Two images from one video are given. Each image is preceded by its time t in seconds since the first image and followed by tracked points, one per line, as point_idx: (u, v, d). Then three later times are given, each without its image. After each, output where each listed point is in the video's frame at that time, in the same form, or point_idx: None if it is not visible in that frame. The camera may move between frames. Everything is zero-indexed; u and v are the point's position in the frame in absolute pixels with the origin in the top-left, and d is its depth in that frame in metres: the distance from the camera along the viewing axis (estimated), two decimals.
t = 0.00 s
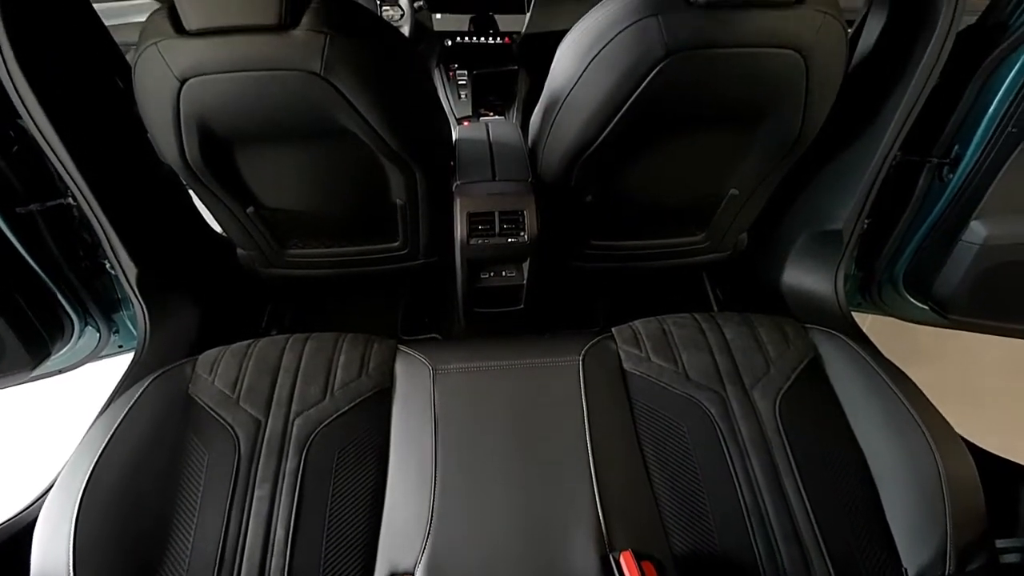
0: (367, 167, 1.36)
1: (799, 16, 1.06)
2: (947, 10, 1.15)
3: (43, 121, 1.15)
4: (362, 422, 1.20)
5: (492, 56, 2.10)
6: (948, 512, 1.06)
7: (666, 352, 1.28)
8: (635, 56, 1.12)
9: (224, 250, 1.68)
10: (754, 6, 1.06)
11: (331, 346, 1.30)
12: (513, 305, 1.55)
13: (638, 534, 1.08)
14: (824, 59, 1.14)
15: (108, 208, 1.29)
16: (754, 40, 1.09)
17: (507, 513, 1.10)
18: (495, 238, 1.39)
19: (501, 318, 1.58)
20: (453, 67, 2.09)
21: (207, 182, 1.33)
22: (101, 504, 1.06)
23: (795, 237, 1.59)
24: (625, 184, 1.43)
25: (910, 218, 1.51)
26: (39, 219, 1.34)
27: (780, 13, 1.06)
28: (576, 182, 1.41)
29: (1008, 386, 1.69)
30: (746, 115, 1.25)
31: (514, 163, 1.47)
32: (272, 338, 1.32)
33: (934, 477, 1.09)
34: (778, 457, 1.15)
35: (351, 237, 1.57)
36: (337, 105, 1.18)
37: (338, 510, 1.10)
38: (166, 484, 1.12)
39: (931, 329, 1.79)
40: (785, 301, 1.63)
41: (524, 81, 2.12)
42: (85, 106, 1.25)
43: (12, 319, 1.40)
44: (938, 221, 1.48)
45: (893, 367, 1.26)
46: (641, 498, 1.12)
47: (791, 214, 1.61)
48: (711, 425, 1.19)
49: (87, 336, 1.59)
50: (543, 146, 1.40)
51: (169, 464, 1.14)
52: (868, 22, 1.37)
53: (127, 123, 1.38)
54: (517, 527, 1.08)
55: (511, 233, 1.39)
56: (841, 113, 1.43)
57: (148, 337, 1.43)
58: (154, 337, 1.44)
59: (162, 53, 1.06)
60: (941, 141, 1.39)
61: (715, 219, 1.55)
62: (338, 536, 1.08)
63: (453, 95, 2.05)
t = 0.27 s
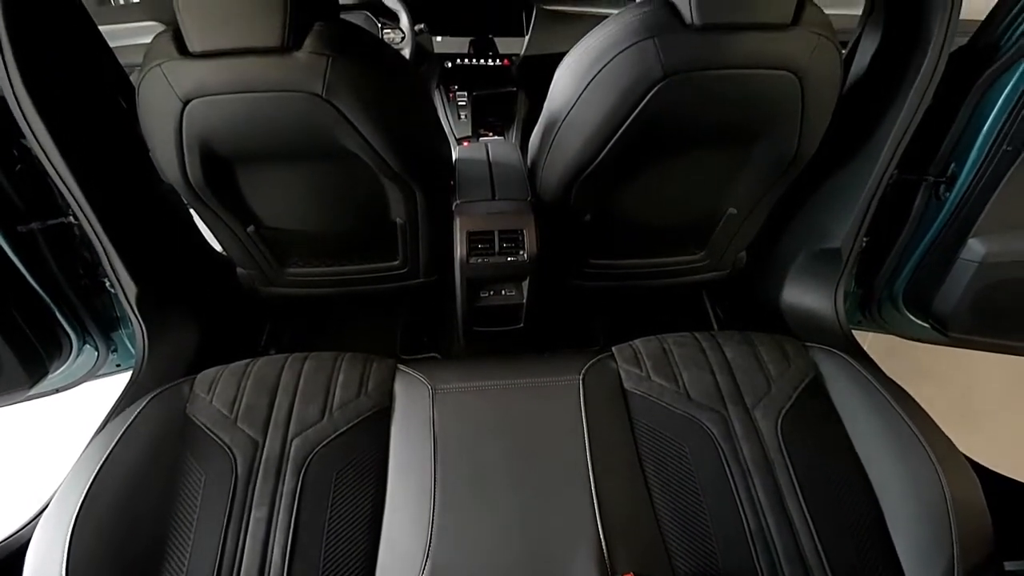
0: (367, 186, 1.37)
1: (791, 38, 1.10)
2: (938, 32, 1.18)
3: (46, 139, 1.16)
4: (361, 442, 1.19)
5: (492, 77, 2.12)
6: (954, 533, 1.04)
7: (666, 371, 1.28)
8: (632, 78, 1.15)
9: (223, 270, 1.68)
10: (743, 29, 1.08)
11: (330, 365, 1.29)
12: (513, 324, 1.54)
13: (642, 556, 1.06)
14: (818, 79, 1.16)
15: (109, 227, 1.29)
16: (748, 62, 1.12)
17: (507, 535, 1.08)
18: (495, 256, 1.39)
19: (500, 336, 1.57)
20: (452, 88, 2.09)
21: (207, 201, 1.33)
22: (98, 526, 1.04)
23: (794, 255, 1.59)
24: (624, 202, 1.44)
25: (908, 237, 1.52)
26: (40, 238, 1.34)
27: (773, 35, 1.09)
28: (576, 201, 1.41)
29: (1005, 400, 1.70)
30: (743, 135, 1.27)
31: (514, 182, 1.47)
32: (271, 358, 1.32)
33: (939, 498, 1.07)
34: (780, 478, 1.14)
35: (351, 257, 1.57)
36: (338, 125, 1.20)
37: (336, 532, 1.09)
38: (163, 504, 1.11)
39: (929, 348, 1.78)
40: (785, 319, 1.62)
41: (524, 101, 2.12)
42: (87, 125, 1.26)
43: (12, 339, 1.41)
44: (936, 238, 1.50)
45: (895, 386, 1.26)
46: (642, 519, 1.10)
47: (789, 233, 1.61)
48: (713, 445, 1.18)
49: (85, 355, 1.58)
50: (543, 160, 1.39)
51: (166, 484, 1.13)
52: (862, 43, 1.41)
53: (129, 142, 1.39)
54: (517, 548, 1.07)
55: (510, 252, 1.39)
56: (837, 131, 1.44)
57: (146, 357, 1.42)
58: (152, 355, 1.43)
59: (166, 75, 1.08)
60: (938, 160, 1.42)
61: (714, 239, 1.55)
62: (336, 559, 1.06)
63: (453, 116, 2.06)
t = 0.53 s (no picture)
0: (368, 210, 1.37)
1: (786, 64, 1.14)
2: (930, 59, 1.22)
3: (51, 163, 1.17)
4: (358, 469, 1.17)
5: (491, 105, 2.17)
6: (963, 560, 1.01)
7: (668, 397, 1.27)
8: (632, 102, 1.17)
9: (223, 295, 1.67)
10: (739, 57, 1.12)
11: (328, 391, 1.29)
12: (513, 348, 1.52)
13: None
14: (813, 106, 1.20)
15: (109, 250, 1.29)
16: (745, 88, 1.15)
17: (507, 563, 1.06)
18: (495, 280, 1.38)
19: (500, 362, 1.55)
20: (453, 114, 2.16)
21: (208, 224, 1.33)
22: (91, 553, 1.02)
23: (793, 279, 1.59)
24: (623, 227, 1.44)
25: (906, 261, 1.54)
26: (41, 260, 1.36)
27: (769, 62, 1.13)
28: (575, 226, 1.42)
29: (1008, 427, 1.71)
30: (739, 162, 1.29)
31: (513, 207, 1.47)
32: (269, 383, 1.31)
33: (947, 525, 1.04)
34: (784, 505, 1.13)
35: (349, 280, 1.56)
36: (341, 151, 1.21)
37: (331, 560, 1.06)
38: (157, 530, 1.09)
39: (926, 374, 1.81)
40: (787, 344, 1.61)
41: (521, 128, 2.18)
42: (89, 149, 1.27)
43: (10, 365, 1.39)
44: (933, 263, 1.50)
45: (898, 411, 1.25)
46: (644, 547, 1.08)
47: (788, 257, 1.60)
48: (716, 472, 1.17)
49: (81, 379, 1.57)
50: (542, 184, 1.40)
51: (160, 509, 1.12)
52: (856, 69, 1.44)
53: (132, 166, 1.40)
54: None
55: (510, 276, 1.38)
56: (833, 156, 1.46)
57: (144, 380, 1.41)
58: (150, 379, 1.42)
59: (172, 100, 1.10)
60: (933, 184, 1.44)
61: (713, 263, 1.54)
62: None
63: (453, 141, 2.13)
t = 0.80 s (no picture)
0: (369, 234, 1.37)
1: (781, 90, 1.15)
2: (921, 85, 1.24)
3: (54, 185, 1.17)
4: (356, 495, 1.16)
5: (491, 129, 2.16)
6: None
7: (669, 422, 1.26)
8: (631, 127, 1.18)
9: (224, 318, 1.66)
10: (733, 84, 1.14)
11: (325, 417, 1.27)
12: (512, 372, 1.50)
13: None
14: (809, 133, 1.21)
15: (109, 273, 1.28)
16: (740, 114, 1.16)
17: None
18: (494, 303, 1.38)
19: (499, 387, 1.52)
20: (454, 139, 2.12)
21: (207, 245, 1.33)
22: None
23: (793, 302, 1.58)
24: (623, 250, 1.44)
25: (905, 284, 1.53)
26: (40, 282, 1.37)
27: (764, 88, 1.15)
28: (574, 249, 1.41)
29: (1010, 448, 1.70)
30: (738, 184, 1.29)
31: (512, 231, 1.47)
32: (266, 407, 1.30)
33: (954, 551, 1.02)
34: (789, 532, 1.11)
35: (347, 302, 1.54)
36: (343, 176, 1.22)
37: None
38: (150, 556, 1.07)
39: (921, 396, 1.83)
40: (788, 369, 1.59)
41: (521, 152, 2.13)
42: (92, 172, 1.28)
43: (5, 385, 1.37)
44: (931, 287, 1.50)
45: (901, 435, 1.23)
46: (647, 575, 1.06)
47: (787, 279, 1.60)
48: (719, 499, 1.15)
49: (76, 402, 1.55)
50: (540, 213, 1.41)
51: (153, 536, 1.10)
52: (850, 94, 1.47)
53: (135, 190, 1.41)
54: None
55: (509, 299, 1.38)
56: (829, 180, 1.47)
57: (140, 402, 1.40)
58: (147, 404, 1.41)
59: (175, 123, 1.12)
60: (930, 207, 1.45)
61: (713, 285, 1.53)
62: None
63: (453, 165, 2.08)
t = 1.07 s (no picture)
0: (368, 250, 1.37)
1: (778, 107, 1.16)
2: (917, 101, 1.26)
3: (54, 200, 1.18)
4: (353, 513, 1.15)
5: (489, 146, 2.20)
6: None
7: (669, 439, 1.25)
8: (629, 145, 1.19)
9: (222, 335, 1.65)
10: (729, 102, 1.15)
11: (323, 434, 1.26)
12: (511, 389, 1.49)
13: None
14: (806, 149, 1.21)
15: (108, 288, 1.29)
16: (737, 131, 1.17)
17: None
18: (493, 319, 1.38)
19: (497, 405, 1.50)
20: (453, 155, 2.18)
21: (207, 260, 1.32)
22: None
23: (792, 318, 1.58)
24: (622, 267, 1.44)
25: (904, 299, 1.53)
26: (38, 297, 1.37)
27: (759, 105, 1.15)
28: (573, 265, 1.41)
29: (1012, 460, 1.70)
30: (736, 199, 1.29)
31: (512, 249, 1.48)
32: (263, 424, 1.29)
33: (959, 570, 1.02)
34: (791, 549, 1.09)
35: (344, 318, 1.52)
36: (343, 194, 1.22)
37: None
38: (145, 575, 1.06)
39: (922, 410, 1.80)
40: (789, 386, 1.58)
41: (519, 168, 2.18)
42: (93, 188, 1.29)
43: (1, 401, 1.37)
44: (930, 302, 1.49)
45: (902, 451, 1.23)
46: None
47: (785, 295, 1.60)
48: (721, 516, 1.14)
49: (72, 419, 1.54)
50: (539, 231, 1.41)
51: (149, 554, 1.08)
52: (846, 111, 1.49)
53: (136, 206, 1.41)
54: None
55: (508, 315, 1.38)
56: (827, 196, 1.48)
57: (136, 418, 1.39)
58: (144, 421, 1.40)
59: (176, 141, 1.13)
60: (927, 222, 1.46)
61: (712, 301, 1.52)
62: None
63: (453, 182, 2.14)
